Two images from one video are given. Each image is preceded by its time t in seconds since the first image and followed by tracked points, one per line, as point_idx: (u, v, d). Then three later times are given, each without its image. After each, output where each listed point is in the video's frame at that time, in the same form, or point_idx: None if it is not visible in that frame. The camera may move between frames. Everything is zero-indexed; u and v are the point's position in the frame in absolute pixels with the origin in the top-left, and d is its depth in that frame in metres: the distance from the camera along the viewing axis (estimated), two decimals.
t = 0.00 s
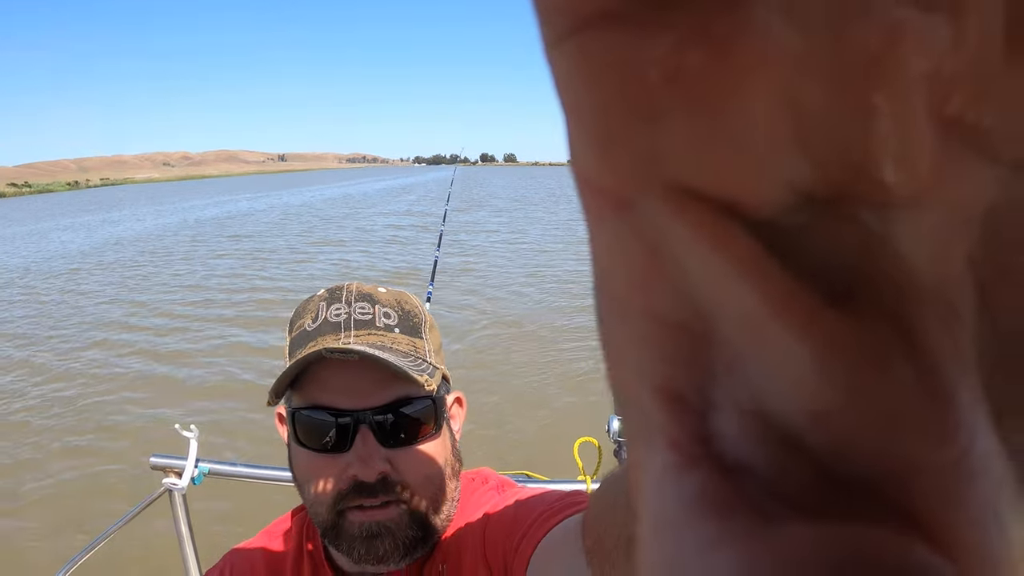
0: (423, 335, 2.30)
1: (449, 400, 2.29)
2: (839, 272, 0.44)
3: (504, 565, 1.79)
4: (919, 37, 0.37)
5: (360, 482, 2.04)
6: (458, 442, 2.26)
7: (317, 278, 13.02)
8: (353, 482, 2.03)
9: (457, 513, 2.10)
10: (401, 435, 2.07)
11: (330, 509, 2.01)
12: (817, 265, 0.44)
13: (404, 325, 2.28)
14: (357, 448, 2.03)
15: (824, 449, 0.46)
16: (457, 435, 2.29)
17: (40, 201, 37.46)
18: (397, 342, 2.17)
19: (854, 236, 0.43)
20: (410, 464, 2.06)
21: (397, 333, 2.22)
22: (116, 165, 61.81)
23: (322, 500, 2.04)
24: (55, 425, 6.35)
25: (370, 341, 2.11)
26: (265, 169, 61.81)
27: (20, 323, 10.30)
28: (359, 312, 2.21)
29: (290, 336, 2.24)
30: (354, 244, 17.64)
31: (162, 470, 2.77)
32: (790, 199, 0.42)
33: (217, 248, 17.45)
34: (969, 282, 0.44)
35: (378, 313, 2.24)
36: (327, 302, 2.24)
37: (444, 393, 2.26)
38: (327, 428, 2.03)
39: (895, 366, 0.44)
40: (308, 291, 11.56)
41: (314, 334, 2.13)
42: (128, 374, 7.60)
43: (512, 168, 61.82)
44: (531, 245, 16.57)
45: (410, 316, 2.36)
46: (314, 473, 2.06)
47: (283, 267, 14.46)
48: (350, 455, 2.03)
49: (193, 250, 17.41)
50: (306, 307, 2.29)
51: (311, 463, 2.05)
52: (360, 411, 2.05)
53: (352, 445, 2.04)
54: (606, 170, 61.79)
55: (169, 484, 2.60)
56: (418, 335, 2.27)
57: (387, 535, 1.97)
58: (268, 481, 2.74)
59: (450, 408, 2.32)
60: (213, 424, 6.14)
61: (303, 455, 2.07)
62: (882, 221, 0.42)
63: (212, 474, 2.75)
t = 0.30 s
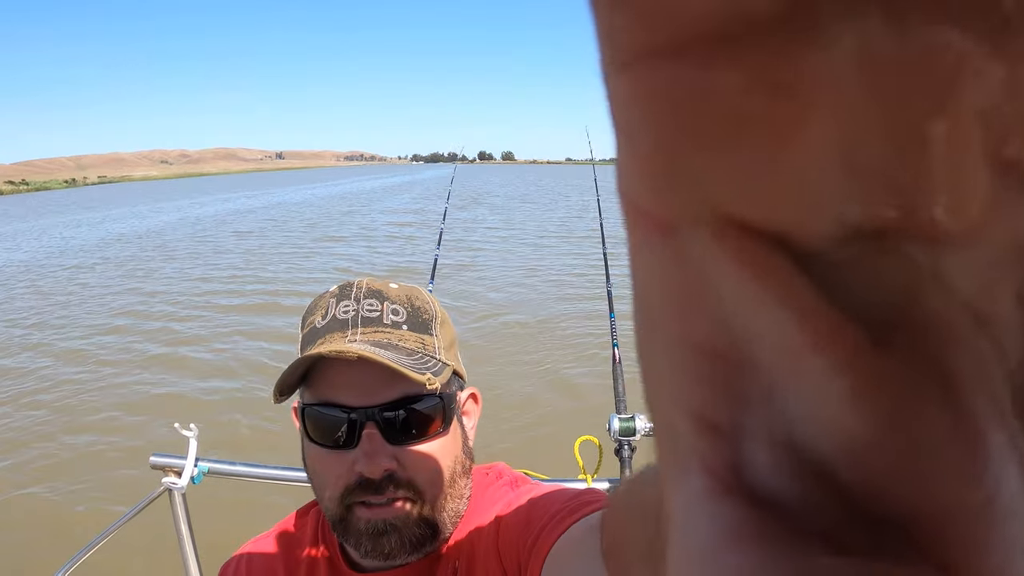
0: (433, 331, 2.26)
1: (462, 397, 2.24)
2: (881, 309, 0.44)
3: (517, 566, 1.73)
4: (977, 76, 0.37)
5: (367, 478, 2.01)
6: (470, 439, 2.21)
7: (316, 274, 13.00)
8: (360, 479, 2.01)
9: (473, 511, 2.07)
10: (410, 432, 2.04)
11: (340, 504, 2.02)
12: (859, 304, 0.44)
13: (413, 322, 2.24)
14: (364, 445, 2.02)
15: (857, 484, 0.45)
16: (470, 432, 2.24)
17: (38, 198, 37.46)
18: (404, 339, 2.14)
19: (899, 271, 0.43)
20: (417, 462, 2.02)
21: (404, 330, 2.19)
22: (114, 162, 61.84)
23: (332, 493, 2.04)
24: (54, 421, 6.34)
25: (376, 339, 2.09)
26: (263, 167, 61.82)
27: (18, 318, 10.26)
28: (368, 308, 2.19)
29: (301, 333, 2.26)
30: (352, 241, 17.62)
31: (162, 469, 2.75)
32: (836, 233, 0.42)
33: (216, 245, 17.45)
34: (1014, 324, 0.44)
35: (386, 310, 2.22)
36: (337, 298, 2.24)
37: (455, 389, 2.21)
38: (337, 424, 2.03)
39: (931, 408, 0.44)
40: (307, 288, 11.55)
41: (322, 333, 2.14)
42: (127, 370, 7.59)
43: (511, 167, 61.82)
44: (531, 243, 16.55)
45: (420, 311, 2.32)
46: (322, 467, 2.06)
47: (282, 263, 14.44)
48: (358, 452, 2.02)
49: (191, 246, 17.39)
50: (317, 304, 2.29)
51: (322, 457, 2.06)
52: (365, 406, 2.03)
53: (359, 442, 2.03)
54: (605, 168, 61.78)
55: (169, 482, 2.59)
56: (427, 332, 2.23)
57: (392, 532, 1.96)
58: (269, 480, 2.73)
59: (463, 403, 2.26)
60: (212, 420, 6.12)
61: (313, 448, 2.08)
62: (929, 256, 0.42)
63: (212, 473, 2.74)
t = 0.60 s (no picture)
0: (467, 325, 2.11)
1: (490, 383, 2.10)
2: None
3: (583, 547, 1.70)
4: None
5: (397, 456, 1.83)
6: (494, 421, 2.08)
7: (314, 269, 12.99)
8: (392, 460, 1.83)
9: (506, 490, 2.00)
10: (445, 414, 1.89)
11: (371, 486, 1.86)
12: None
13: (447, 316, 2.10)
14: (398, 430, 1.85)
15: None
16: (495, 418, 2.11)
17: (34, 194, 37.40)
18: (437, 333, 2.02)
19: None
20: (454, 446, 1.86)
21: (438, 324, 2.05)
22: (111, 158, 61.84)
23: (362, 475, 1.88)
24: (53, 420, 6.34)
25: (410, 333, 1.97)
26: (260, 162, 61.82)
27: (15, 310, 10.25)
28: (405, 299, 2.07)
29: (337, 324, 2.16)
30: (349, 234, 17.64)
31: (163, 466, 2.74)
32: None
33: (212, 239, 17.45)
34: None
35: (421, 302, 2.08)
36: (374, 289, 2.12)
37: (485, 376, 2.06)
38: (372, 409, 1.88)
39: None
40: (305, 284, 11.56)
41: (357, 324, 2.03)
42: (126, 368, 7.60)
43: (508, 162, 61.84)
44: (528, 237, 16.57)
45: (455, 304, 2.16)
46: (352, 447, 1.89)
47: (279, 258, 14.43)
48: (392, 434, 1.85)
49: (188, 239, 17.40)
50: (353, 295, 2.18)
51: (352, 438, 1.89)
52: (398, 396, 1.87)
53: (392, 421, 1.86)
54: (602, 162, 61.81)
55: (171, 479, 2.58)
56: (460, 326, 2.08)
57: (426, 510, 1.83)
58: (270, 478, 2.72)
59: (491, 388, 2.13)
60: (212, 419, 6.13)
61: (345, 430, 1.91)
62: None
63: (213, 470, 2.73)
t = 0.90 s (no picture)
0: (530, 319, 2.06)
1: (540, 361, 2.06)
2: None
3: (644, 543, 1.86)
4: None
5: (460, 422, 1.80)
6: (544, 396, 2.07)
7: (309, 263, 12.98)
8: (453, 427, 1.80)
9: (566, 456, 2.03)
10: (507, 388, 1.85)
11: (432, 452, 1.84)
12: None
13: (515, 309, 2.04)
14: (460, 403, 1.82)
15: None
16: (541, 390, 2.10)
17: (31, 188, 37.44)
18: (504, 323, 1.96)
19: None
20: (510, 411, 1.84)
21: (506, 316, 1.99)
22: (106, 153, 61.80)
23: (424, 436, 1.85)
24: (50, 419, 6.35)
25: (480, 322, 1.91)
26: (256, 157, 61.81)
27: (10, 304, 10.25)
28: (475, 288, 1.99)
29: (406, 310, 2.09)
30: (346, 228, 17.63)
31: (163, 461, 2.74)
32: None
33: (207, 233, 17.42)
34: None
35: (491, 294, 2.02)
36: (443, 277, 2.05)
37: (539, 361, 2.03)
38: (440, 387, 1.83)
39: None
40: (302, 279, 11.56)
41: (427, 310, 1.96)
42: (123, 365, 7.60)
43: (504, 156, 61.84)
44: (524, 230, 16.58)
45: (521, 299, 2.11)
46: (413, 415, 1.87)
47: (275, 251, 14.41)
48: (453, 403, 1.81)
49: (185, 233, 17.38)
50: (423, 285, 2.10)
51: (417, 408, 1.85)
52: (466, 370, 1.82)
53: (452, 390, 1.82)
54: (598, 157, 61.85)
55: (171, 475, 2.58)
56: (525, 319, 2.03)
57: (488, 472, 1.80)
58: (271, 472, 2.73)
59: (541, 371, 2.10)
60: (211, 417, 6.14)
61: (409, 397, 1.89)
62: None
63: (213, 465, 2.73)
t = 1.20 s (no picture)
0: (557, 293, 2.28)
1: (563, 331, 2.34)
2: None
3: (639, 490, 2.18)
4: None
5: (503, 383, 2.03)
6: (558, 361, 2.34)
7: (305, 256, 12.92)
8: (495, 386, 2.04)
9: (575, 417, 2.31)
10: (541, 350, 2.10)
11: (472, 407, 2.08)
12: None
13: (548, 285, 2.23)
14: (502, 365, 2.05)
15: None
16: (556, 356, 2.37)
17: (25, 184, 37.40)
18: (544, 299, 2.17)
19: None
20: (543, 371, 2.10)
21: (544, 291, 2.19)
22: (102, 149, 61.82)
23: (467, 396, 2.06)
24: (45, 411, 6.30)
25: (525, 297, 2.11)
26: (253, 152, 61.80)
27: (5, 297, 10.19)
28: (514, 265, 2.16)
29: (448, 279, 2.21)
30: (341, 222, 17.63)
31: (160, 455, 2.73)
32: None
33: (201, 227, 17.35)
34: None
35: (531, 270, 2.19)
36: (483, 253, 2.20)
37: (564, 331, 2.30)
38: (485, 351, 2.05)
39: None
40: (298, 273, 11.51)
41: (471, 284, 2.13)
42: (117, 357, 7.54)
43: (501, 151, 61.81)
44: (520, 224, 16.54)
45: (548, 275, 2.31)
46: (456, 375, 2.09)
47: (270, 244, 14.35)
48: (495, 366, 2.04)
49: (180, 227, 17.32)
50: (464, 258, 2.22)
51: (462, 369, 2.07)
52: (511, 338, 2.05)
53: (493, 352, 2.05)
54: (596, 152, 61.81)
55: (168, 469, 2.57)
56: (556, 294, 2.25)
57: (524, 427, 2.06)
58: (268, 467, 2.73)
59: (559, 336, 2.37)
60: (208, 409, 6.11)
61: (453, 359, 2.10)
62: None
63: (210, 459, 2.72)
